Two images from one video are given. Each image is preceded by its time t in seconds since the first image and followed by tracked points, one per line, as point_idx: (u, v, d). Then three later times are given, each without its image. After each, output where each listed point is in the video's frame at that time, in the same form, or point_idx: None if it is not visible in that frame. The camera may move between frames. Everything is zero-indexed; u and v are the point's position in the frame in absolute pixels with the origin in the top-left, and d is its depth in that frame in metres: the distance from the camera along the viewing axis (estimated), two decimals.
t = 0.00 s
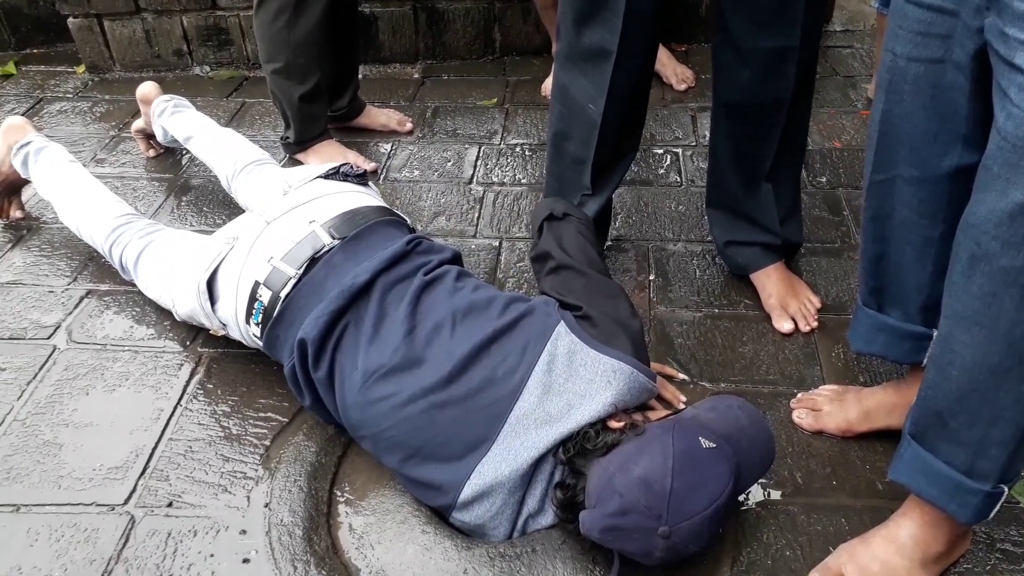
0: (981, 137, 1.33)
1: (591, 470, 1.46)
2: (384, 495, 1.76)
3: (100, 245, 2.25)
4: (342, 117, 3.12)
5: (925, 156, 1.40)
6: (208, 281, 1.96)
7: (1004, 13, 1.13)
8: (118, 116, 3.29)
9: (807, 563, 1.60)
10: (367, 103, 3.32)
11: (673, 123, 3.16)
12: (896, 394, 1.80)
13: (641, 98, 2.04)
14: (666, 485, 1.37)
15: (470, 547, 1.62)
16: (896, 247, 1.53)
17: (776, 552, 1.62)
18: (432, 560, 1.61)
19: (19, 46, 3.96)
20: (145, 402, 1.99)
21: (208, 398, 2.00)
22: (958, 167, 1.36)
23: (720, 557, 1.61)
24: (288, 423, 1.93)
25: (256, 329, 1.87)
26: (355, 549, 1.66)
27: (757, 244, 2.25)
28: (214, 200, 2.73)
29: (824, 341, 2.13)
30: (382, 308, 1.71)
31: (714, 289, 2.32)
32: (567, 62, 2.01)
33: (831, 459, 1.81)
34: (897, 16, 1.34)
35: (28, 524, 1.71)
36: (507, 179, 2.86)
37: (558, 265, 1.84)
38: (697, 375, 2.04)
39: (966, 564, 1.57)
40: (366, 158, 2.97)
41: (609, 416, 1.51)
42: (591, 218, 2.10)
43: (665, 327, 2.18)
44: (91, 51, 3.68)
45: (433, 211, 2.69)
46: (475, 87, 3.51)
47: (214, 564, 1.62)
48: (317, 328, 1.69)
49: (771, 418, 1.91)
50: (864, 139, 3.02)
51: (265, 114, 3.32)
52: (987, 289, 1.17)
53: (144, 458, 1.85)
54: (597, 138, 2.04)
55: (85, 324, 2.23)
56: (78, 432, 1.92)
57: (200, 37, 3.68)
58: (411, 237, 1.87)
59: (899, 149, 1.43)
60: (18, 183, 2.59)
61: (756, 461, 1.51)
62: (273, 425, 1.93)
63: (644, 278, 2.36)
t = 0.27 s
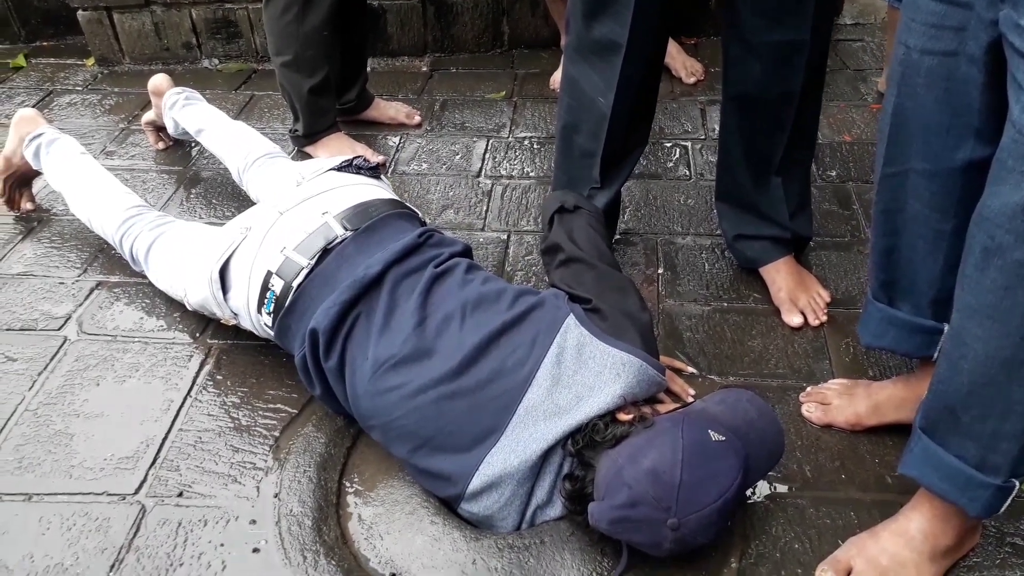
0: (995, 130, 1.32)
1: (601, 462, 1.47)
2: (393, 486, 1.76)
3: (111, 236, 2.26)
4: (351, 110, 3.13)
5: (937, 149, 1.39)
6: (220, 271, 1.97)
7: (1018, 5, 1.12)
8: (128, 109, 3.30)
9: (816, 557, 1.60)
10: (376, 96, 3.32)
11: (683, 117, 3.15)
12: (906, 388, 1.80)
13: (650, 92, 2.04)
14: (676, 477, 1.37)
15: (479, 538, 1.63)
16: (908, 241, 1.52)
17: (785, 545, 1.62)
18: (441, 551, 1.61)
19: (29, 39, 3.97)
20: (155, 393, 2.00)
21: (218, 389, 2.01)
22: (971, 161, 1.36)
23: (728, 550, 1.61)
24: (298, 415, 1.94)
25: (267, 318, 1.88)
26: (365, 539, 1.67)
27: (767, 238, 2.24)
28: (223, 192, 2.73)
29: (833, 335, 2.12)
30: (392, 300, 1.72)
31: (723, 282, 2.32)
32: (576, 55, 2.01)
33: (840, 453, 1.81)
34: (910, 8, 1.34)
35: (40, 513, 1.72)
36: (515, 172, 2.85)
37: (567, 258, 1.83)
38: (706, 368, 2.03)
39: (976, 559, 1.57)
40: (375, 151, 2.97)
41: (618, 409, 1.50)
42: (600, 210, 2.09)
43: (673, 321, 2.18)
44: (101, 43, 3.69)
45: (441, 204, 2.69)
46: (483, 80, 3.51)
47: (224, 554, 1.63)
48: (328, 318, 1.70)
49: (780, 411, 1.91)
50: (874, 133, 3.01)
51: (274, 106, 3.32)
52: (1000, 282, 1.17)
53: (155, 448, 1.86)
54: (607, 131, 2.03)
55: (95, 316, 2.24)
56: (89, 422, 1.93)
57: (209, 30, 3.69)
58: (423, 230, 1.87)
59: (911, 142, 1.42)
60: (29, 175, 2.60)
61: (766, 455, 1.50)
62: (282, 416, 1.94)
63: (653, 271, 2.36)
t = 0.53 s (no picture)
0: None
1: (623, 424, 1.48)
2: (416, 443, 1.79)
3: (143, 192, 2.29)
4: (379, 73, 3.12)
5: (976, 116, 1.37)
6: (251, 227, 1.99)
7: None
8: (158, 68, 3.32)
9: (834, 524, 1.61)
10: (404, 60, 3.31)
11: (713, 86, 3.11)
12: (932, 361, 1.80)
13: (682, 56, 2.02)
14: (698, 440, 1.38)
15: (500, 495, 1.65)
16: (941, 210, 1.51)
17: (804, 512, 1.63)
18: (463, 507, 1.64)
19: None
20: (185, 346, 2.04)
21: (246, 344, 2.05)
22: (1010, 128, 1.34)
23: (747, 514, 1.62)
24: (324, 371, 1.97)
25: (297, 275, 1.91)
26: (388, 493, 1.70)
27: (795, 209, 2.22)
28: (252, 152, 2.75)
29: (859, 308, 2.11)
30: (420, 259, 1.73)
31: (749, 252, 2.31)
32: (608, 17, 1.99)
33: (862, 423, 1.81)
34: None
35: (74, 458, 1.77)
36: (542, 138, 2.84)
37: (594, 222, 1.83)
38: (729, 337, 2.03)
39: (996, 531, 1.57)
40: (402, 115, 2.97)
41: (641, 372, 1.51)
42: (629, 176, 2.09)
43: (698, 289, 2.18)
44: (132, 2, 3.70)
45: (467, 168, 2.70)
46: (511, 46, 3.48)
47: (251, 503, 1.67)
48: (357, 275, 1.72)
49: (803, 381, 1.91)
50: (908, 106, 2.95)
51: (302, 68, 3.33)
52: None
53: (184, 399, 1.90)
54: (637, 95, 2.02)
55: (126, 270, 2.27)
56: (121, 373, 1.97)
57: None
58: (452, 191, 1.88)
59: (950, 109, 1.40)
60: (62, 130, 2.63)
61: (789, 422, 1.50)
62: (309, 371, 1.97)
63: (678, 240, 2.35)
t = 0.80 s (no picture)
0: None
1: (622, 439, 1.48)
2: (415, 457, 1.79)
3: (143, 204, 2.30)
4: (379, 86, 3.14)
5: (974, 134, 1.37)
6: (251, 239, 1.99)
7: None
8: (160, 80, 3.33)
9: (834, 540, 1.60)
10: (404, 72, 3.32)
11: (712, 100, 3.12)
12: (931, 376, 1.79)
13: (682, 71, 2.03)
14: (698, 455, 1.38)
15: (500, 510, 1.65)
16: (939, 227, 1.51)
17: (803, 528, 1.63)
18: (462, 522, 1.64)
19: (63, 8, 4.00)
20: (184, 359, 2.04)
21: (245, 357, 2.05)
22: (1008, 146, 1.34)
23: (747, 530, 1.62)
24: (323, 384, 1.97)
25: (296, 288, 1.90)
26: (387, 508, 1.70)
27: (794, 223, 2.23)
28: (253, 164, 2.76)
29: (858, 322, 2.12)
30: (420, 273, 1.74)
31: (748, 266, 2.31)
32: (608, 32, 2.00)
33: (861, 439, 1.81)
34: None
35: (72, 472, 1.77)
36: (542, 152, 2.85)
37: (594, 236, 1.84)
38: (729, 351, 2.03)
39: (996, 547, 1.57)
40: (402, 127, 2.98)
41: (641, 387, 1.51)
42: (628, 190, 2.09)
43: (698, 303, 2.18)
44: (134, 14, 3.71)
45: (467, 181, 2.70)
46: (512, 59, 3.50)
47: (250, 518, 1.66)
48: (357, 288, 1.73)
49: (802, 396, 1.91)
50: (906, 120, 2.97)
51: (303, 81, 3.34)
52: None
53: (183, 413, 1.90)
54: (636, 110, 2.03)
55: (126, 282, 2.27)
56: (120, 386, 1.97)
57: (240, 2, 3.70)
58: (452, 205, 1.89)
59: (948, 127, 1.41)
60: (64, 142, 2.64)
61: (788, 437, 1.50)
62: (308, 385, 1.97)
63: (678, 253, 2.36)
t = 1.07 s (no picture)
0: None
1: (628, 434, 1.48)
2: (421, 451, 1.80)
3: (151, 198, 2.31)
4: (386, 82, 3.14)
5: (983, 132, 1.37)
6: (261, 232, 2.00)
7: None
8: (168, 76, 3.34)
9: (839, 537, 1.60)
10: (411, 69, 3.33)
11: (719, 98, 3.12)
12: (937, 374, 1.80)
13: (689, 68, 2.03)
14: (703, 450, 1.38)
15: (505, 504, 1.66)
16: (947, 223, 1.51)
17: (808, 524, 1.63)
18: (467, 515, 1.65)
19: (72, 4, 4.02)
20: (191, 353, 2.05)
21: (252, 351, 2.05)
22: (1016, 144, 1.34)
23: (752, 526, 1.62)
24: (330, 378, 1.98)
25: (306, 281, 1.92)
26: (393, 501, 1.71)
27: (800, 221, 2.23)
28: (260, 160, 2.77)
29: (864, 320, 2.11)
30: (428, 268, 1.74)
31: (754, 264, 2.31)
32: (615, 29, 2.00)
33: (867, 436, 1.80)
34: None
35: (80, 463, 1.78)
36: (549, 148, 2.86)
37: (602, 232, 1.84)
38: (734, 348, 2.04)
39: (1002, 545, 1.57)
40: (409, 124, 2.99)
41: (648, 383, 1.51)
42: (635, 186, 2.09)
43: (704, 300, 2.18)
44: (143, 10, 3.73)
45: (473, 177, 2.71)
46: (518, 56, 3.50)
47: (256, 510, 1.67)
48: (366, 282, 1.73)
49: (808, 393, 1.91)
50: (913, 119, 2.96)
51: (311, 77, 3.35)
52: None
53: (190, 406, 1.91)
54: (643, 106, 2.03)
55: (134, 276, 2.29)
56: (128, 378, 1.98)
57: None
58: (461, 201, 1.89)
59: (956, 124, 1.41)
60: (73, 136, 2.66)
61: (794, 434, 1.51)
62: (315, 379, 1.97)
63: (684, 250, 2.36)
